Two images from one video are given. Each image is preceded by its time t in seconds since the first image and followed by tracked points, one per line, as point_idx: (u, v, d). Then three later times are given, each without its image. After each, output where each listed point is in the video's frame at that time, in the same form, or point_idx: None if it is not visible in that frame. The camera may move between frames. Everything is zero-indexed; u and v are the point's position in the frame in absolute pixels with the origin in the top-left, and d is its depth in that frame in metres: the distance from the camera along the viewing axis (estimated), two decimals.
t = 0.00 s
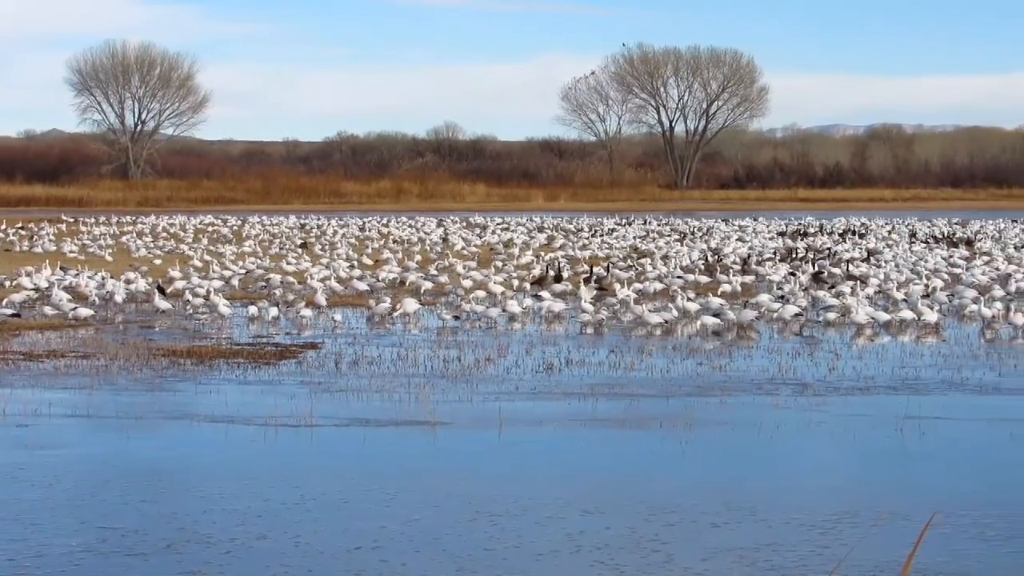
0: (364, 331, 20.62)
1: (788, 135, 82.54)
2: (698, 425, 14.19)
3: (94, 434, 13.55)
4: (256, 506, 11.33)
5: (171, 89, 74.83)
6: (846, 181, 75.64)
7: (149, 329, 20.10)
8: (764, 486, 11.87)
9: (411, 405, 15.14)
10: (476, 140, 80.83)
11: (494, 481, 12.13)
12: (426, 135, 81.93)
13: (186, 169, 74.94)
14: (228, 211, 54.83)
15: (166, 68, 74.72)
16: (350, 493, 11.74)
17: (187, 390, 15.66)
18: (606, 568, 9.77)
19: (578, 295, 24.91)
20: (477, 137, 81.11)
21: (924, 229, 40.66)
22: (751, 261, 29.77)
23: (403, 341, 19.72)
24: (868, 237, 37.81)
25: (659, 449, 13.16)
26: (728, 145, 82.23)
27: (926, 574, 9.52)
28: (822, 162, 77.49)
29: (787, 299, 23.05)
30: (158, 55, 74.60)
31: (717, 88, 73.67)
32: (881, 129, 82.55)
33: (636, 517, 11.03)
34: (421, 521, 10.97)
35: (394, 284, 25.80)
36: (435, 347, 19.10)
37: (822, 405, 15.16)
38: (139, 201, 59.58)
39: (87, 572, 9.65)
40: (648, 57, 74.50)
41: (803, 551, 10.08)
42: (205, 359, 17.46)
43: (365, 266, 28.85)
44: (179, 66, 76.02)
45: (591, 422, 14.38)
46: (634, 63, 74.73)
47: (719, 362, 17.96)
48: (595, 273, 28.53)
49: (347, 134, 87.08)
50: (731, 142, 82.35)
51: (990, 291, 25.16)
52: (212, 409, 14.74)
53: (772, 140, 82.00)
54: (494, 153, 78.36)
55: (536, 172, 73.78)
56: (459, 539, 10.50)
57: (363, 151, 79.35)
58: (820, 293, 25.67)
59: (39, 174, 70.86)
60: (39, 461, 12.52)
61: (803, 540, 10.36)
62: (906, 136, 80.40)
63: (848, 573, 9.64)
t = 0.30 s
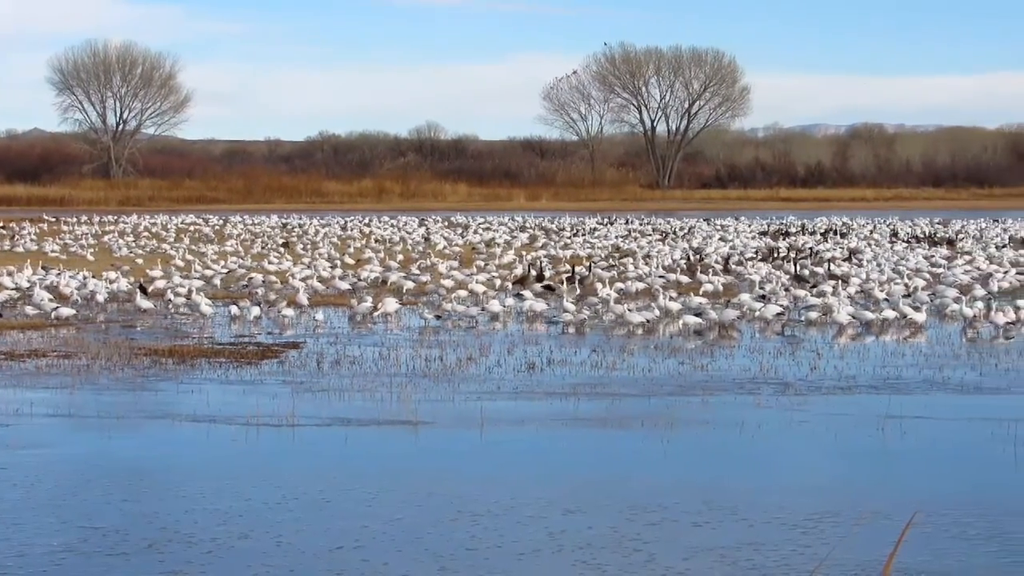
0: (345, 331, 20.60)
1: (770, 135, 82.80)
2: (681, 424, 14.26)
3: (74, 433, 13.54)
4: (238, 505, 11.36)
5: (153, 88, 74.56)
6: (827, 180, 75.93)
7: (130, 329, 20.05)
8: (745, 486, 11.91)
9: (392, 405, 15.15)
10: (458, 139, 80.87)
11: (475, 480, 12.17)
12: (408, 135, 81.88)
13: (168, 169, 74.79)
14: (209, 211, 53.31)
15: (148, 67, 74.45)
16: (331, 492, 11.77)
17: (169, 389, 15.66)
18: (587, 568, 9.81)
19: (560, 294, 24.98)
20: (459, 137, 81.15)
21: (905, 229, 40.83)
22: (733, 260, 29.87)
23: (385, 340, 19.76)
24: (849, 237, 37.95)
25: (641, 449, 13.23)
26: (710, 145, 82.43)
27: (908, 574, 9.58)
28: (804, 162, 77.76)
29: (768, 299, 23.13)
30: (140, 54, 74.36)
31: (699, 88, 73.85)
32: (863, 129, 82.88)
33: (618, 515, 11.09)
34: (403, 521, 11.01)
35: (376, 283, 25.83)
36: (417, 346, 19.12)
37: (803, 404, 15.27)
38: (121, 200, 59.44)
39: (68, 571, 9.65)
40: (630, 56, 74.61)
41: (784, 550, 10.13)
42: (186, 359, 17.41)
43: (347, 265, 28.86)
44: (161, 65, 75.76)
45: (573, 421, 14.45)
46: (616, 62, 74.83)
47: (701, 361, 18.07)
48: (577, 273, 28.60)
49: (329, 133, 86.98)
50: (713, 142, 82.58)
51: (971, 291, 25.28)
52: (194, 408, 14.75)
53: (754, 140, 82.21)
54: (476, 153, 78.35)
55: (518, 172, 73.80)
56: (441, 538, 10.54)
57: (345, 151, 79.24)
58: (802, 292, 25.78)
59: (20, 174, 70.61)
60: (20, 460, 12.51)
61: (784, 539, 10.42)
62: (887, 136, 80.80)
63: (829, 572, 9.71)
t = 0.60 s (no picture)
0: (329, 330, 20.63)
1: (753, 135, 83.06)
2: (664, 424, 14.32)
3: (56, 433, 13.53)
4: (222, 505, 11.38)
5: (136, 88, 74.33)
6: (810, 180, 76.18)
7: (114, 329, 20.03)
8: (727, 485, 11.99)
9: (375, 405, 15.18)
10: (441, 139, 80.91)
11: (457, 479, 12.23)
12: (391, 135, 81.87)
13: (152, 169, 74.66)
14: (191, 211, 53.63)
15: (131, 67, 74.24)
16: (315, 492, 11.80)
17: (152, 389, 15.66)
18: (570, 567, 9.86)
19: (544, 293, 25.04)
20: (442, 137, 81.20)
21: (888, 229, 40.98)
22: (716, 260, 29.97)
23: (368, 340, 19.79)
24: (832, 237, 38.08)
25: (624, 448, 13.29)
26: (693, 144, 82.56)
27: (889, 573, 9.66)
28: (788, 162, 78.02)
29: (751, 299, 23.20)
30: (123, 54, 74.15)
31: (682, 88, 74.00)
32: (846, 129, 83.19)
33: (600, 515, 11.14)
34: (387, 521, 11.04)
35: (359, 283, 25.85)
36: (400, 346, 19.14)
37: (785, 403, 15.35)
38: (105, 200, 59.36)
39: (52, 571, 9.66)
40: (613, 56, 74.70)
41: (767, 550, 10.20)
42: (170, 359, 17.40)
43: (330, 265, 28.87)
44: (144, 65, 75.56)
45: (557, 420, 14.50)
46: (600, 62, 74.91)
47: (684, 361, 18.15)
48: (560, 273, 28.68)
49: (312, 133, 86.92)
50: (696, 142, 82.78)
51: (954, 291, 25.37)
52: (177, 407, 14.76)
53: (737, 140, 82.38)
54: (459, 152, 78.34)
55: (502, 172, 73.83)
56: (425, 538, 10.58)
57: (328, 151, 79.15)
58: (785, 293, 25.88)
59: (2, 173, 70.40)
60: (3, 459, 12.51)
61: (767, 538, 10.48)
62: (871, 136, 81.15)
63: (810, 571, 9.77)
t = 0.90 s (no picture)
0: (300, 330, 20.63)
1: (724, 135, 83.45)
2: (634, 423, 14.43)
3: (26, 433, 13.50)
4: (193, 504, 11.40)
5: (107, 88, 73.98)
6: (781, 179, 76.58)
7: (84, 328, 19.98)
8: (697, 484, 12.09)
9: (346, 405, 15.20)
10: (413, 138, 80.95)
11: (428, 479, 12.29)
12: (363, 135, 81.81)
13: (123, 168, 74.41)
14: (162, 210, 53.50)
15: (102, 66, 73.91)
16: (286, 491, 11.83)
17: (124, 388, 15.65)
18: (541, 567, 9.92)
19: (515, 293, 25.14)
20: (414, 137, 81.23)
21: (858, 228, 41.25)
22: (687, 259, 30.12)
23: (339, 339, 19.84)
24: (802, 236, 38.32)
25: (594, 447, 13.38)
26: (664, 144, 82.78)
27: (858, 573, 9.77)
28: (758, 161, 78.41)
29: (722, 299, 23.33)
30: (94, 53, 73.81)
31: (653, 87, 74.23)
32: (817, 129, 83.70)
33: (571, 514, 11.22)
34: (358, 520, 11.08)
35: (330, 282, 25.86)
36: (371, 346, 19.20)
37: (754, 402, 15.49)
38: (76, 199, 59.14)
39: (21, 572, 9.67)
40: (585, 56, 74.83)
41: (737, 549, 10.29)
42: (140, 359, 17.35)
43: (301, 263, 28.90)
44: (115, 64, 75.22)
45: (529, 419, 14.60)
46: (571, 62, 75.04)
47: (656, 360, 18.29)
48: (532, 272, 28.78)
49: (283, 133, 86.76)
50: (667, 141, 83.09)
51: (924, 290, 25.56)
52: (149, 407, 14.77)
53: (708, 140, 82.70)
54: (431, 152, 78.30)
55: (473, 171, 73.87)
56: (398, 537, 10.63)
57: (299, 150, 79.00)
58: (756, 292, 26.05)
59: None
60: None
61: (737, 538, 10.58)
62: (842, 136, 81.72)
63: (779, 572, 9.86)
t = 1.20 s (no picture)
0: (271, 329, 20.61)
1: (694, 135, 83.81)
2: (604, 422, 14.52)
3: None
4: (164, 503, 11.42)
5: (77, 87, 73.55)
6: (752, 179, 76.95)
7: (53, 327, 19.94)
8: (666, 483, 12.18)
9: (317, 404, 15.20)
10: (383, 138, 80.93)
11: (399, 478, 12.33)
12: (333, 134, 81.72)
13: (92, 167, 74.06)
14: (132, 208, 53.40)
15: (72, 65, 73.46)
16: (258, 491, 11.86)
17: (94, 387, 15.65)
18: (511, 566, 9.98)
19: (486, 292, 25.22)
20: (385, 136, 81.21)
21: (828, 228, 41.50)
22: (657, 258, 30.24)
23: (309, 338, 19.86)
24: (772, 236, 38.54)
25: (564, 446, 13.47)
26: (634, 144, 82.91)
27: (826, 572, 9.87)
28: (729, 161, 78.77)
29: (693, 298, 23.45)
30: (64, 52, 73.34)
31: (624, 87, 74.43)
32: (787, 129, 84.16)
33: (541, 514, 11.28)
34: (328, 520, 11.11)
35: (301, 281, 25.85)
36: (341, 345, 19.23)
37: (724, 402, 15.60)
38: (46, 198, 58.86)
39: None
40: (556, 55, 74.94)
41: (707, 548, 10.37)
42: (110, 358, 17.33)
43: (271, 262, 28.89)
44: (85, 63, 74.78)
45: (499, 419, 14.67)
46: (542, 61, 75.15)
47: (626, 359, 18.39)
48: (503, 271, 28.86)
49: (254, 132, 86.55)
50: (638, 141, 83.38)
51: (893, 290, 25.72)
52: (119, 405, 14.78)
53: (678, 140, 82.93)
54: (401, 151, 78.23)
55: (444, 171, 73.87)
56: (368, 537, 10.68)
57: (270, 150, 78.84)
58: (727, 291, 26.19)
59: None
60: None
61: (707, 536, 10.67)
62: (811, 136, 82.21)
63: (748, 570, 9.95)
